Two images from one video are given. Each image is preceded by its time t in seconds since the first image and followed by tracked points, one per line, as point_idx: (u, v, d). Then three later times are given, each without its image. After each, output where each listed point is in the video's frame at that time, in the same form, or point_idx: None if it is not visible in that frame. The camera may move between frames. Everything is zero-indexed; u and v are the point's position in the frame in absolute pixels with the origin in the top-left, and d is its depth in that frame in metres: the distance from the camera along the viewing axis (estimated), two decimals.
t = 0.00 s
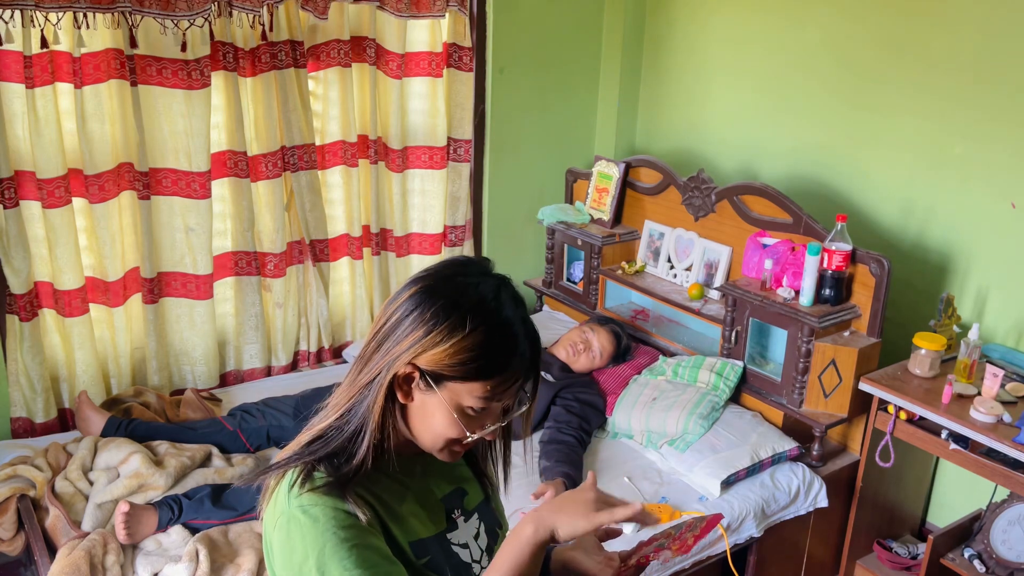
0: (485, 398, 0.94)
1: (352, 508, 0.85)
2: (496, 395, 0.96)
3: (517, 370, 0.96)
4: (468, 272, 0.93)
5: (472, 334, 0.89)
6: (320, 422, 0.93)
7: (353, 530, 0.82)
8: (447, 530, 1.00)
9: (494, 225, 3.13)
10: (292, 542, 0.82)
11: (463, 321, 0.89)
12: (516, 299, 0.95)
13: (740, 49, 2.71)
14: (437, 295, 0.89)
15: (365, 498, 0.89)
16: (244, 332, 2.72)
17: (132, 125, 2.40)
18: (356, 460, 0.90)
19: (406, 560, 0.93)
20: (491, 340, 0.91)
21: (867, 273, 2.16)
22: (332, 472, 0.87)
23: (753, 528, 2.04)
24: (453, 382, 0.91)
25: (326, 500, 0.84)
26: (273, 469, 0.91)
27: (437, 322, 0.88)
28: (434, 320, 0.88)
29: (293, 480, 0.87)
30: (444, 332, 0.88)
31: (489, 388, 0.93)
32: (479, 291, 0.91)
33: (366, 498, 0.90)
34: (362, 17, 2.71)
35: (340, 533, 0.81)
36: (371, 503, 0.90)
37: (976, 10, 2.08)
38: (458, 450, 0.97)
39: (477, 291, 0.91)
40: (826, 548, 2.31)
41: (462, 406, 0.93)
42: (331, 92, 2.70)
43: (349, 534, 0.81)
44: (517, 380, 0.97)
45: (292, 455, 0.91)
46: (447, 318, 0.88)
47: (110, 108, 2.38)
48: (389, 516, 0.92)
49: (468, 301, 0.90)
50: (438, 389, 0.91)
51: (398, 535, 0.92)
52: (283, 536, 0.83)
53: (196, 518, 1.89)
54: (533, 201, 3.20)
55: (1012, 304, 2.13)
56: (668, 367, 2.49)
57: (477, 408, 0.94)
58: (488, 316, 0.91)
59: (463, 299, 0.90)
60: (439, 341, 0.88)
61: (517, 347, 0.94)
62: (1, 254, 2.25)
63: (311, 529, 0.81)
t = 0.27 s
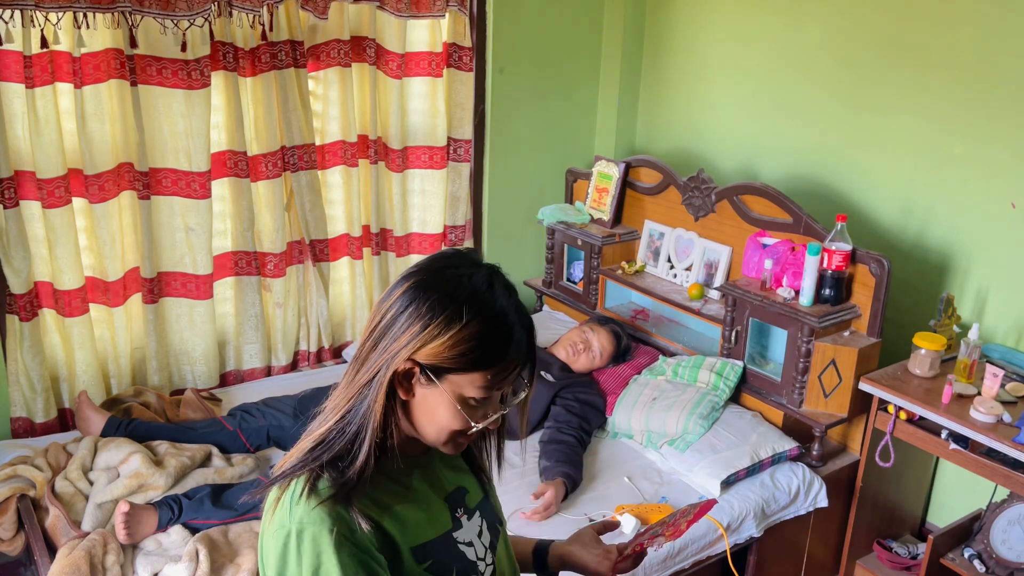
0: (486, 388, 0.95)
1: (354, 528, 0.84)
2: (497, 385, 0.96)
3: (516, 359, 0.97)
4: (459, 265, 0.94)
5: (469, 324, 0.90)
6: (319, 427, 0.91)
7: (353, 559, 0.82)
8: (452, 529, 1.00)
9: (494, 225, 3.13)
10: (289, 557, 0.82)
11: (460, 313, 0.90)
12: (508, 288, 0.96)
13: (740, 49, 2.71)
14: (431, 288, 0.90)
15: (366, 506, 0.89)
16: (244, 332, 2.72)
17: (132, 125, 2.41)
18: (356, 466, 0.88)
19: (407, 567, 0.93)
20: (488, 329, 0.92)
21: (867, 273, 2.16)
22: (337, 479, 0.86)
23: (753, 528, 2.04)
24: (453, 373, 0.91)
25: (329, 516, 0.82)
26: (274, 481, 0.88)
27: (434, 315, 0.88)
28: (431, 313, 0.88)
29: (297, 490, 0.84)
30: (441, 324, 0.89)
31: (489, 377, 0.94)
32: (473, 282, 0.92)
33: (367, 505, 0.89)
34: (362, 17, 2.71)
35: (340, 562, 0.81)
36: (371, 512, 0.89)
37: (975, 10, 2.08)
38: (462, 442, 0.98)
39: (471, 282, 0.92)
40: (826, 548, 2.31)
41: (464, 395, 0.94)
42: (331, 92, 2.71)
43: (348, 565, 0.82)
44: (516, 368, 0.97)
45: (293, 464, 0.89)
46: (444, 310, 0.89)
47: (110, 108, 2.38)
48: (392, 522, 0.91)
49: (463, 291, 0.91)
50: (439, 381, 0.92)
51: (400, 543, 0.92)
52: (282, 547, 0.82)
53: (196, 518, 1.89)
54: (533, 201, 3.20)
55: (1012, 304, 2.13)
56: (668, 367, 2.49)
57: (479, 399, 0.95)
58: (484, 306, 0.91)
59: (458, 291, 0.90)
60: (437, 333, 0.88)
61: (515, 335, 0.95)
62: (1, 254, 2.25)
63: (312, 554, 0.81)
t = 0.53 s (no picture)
0: (488, 386, 0.95)
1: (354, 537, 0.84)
2: (497, 382, 0.97)
3: (515, 356, 0.97)
4: (454, 265, 0.93)
5: (469, 326, 0.90)
6: (320, 434, 0.91)
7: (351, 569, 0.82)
8: (455, 535, 1.00)
9: (494, 225, 3.13)
10: (289, 566, 0.82)
11: (460, 315, 0.89)
12: (504, 284, 0.95)
13: (740, 49, 2.71)
14: (428, 293, 0.89)
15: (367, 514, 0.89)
16: (244, 332, 2.72)
17: (132, 125, 2.41)
18: (358, 474, 0.88)
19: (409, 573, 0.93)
20: (488, 330, 0.92)
21: (867, 273, 2.16)
22: (338, 486, 0.86)
23: (753, 529, 2.04)
24: (455, 375, 0.92)
25: (329, 526, 0.82)
26: (274, 489, 0.88)
27: (433, 319, 0.88)
28: (430, 318, 0.88)
29: (297, 499, 0.85)
30: (441, 328, 0.88)
31: (491, 376, 0.95)
32: (470, 283, 0.91)
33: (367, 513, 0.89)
34: (362, 17, 2.71)
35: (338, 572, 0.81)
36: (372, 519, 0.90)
37: (976, 10, 2.08)
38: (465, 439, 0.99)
39: (468, 283, 0.91)
40: (826, 549, 2.31)
41: (466, 394, 0.94)
42: (331, 92, 2.70)
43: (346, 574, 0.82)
44: (516, 364, 0.98)
45: (295, 473, 0.88)
46: (443, 314, 0.88)
47: (110, 108, 2.38)
48: (391, 530, 0.91)
49: (461, 294, 0.90)
50: (440, 384, 0.92)
51: (400, 551, 0.92)
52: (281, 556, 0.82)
53: (196, 518, 1.90)
54: (533, 201, 3.20)
55: (1012, 304, 2.13)
56: (668, 367, 2.49)
57: (480, 398, 0.96)
58: (483, 307, 0.91)
59: (457, 293, 0.90)
60: (437, 338, 0.88)
61: (515, 334, 0.95)
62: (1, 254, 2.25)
63: (310, 563, 0.81)
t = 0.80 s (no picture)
0: (485, 388, 0.95)
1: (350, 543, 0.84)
2: (494, 382, 0.96)
3: (512, 354, 0.96)
4: (443, 266, 0.93)
5: (461, 326, 0.89)
6: (319, 440, 0.91)
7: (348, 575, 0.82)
8: (454, 541, 1.00)
9: (494, 225, 3.13)
10: (286, 571, 0.82)
11: (451, 316, 0.89)
12: (495, 281, 0.95)
13: (740, 49, 2.71)
14: (417, 295, 0.89)
15: (365, 519, 0.89)
16: (244, 332, 2.72)
17: (132, 125, 2.41)
18: (357, 479, 0.89)
19: None
20: (481, 331, 0.91)
21: (867, 273, 2.16)
22: (336, 492, 0.86)
23: (753, 529, 2.04)
24: (450, 377, 0.91)
25: (327, 531, 0.83)
26: (272, 493, 0.89)
27: (424, 322, 0.88)
28: (421, 321, 0.88)
29: (295, 503, 0.85)
30: (432, 330, 0.88)
31: (487, 377, 0.94)
32: (459, 284, 0.91)
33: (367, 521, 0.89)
34: (362, 17, 2.71)
35: None
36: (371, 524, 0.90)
37: (975, 10, 2.08)
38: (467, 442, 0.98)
39: (457, 283, 0.91)
40: (826, 549, 2.32)
41: (463, 396, 0.93)
42: (331, 92, 2.70)
43: None
44: (513, 362, 0.97)
45: (293, 478, 0.89)
46: (434, 316, 0.88)
47: (110, 108, 2.38)
48: (390, 538, 0.91)
49: (451, 294, 0.90)
50: (437, 387, 0.92)
51: (398, 559, 0.92)
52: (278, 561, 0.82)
53: (196, 518, 1.90)
54: (533, 201, 3.20)
55: (1012, 304, 2.13)
56: (668, 367, 2.49)
57: (478, 398, 0.95)
58: (474, 306, 0.91)
59: (447, 294, 0.90)
60: (428, 340, 0.88)
61: (509, 333, 0.95)
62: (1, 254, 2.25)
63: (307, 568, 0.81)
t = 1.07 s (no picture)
0: (476, 394, 0.94)
1: (346, 542, 0.85)
2: (486, 390, 0.96)
3: (505, 361, 0.96)
4: (441, 270, 0.93)
5: (454, 331, 0.89)
6: (310, 441, 0.91)
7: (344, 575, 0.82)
8: (448, 542, 1.00)
9: (494, 225, 3.13)
10: (281, 572, 0.82)
11: (445, 321, 0.89)
12: (492, 288, 0.95)
13: (740, 49, 2.71)
14: (412, 298, 0.89)
15: (360, 519, 0.89)
16: (244, 332, 2.72)
17: (133, 125, 2.41)
18: (351, 480, 0.88)
19: None
20: (475, 336, 0.91)
21: (867, 273, 2.16)
22: (329, 492, 0.86)
23: (753, 529, 2.04)
24: (441, 383, 0.91)
25: (322, 532, 0.83)
26: (265, 494, 0.89)
27: (417, 325, 0.88)
28: (414, 324, 0.88)
29: (289, 505, 0.85)
30: (425, 334, 0.88)
31: (478, 384, 0.94)
32: (455, 289, 0.91)
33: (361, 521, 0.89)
34: (362, 17, 2.71)
35: None
36: (365, 524, 0.90)
37: (976, 9, 2.08)
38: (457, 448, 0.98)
39: (453, 288, 0.91)
40: (826, 549, 2.31)
41: (454, 402, 0.93)
42: (331, 92, 2.71)
43: None
44: (506, 369, 0.97)
45: (285, 479, 0.89)
46: (427, 319, 0.88)
47: (110, 108, 2.38)
48: (382, 539, 0.91)
49: (445, 299, 0.90)
50: (429, 392, 0.92)
51: (390, 560, 0.92)
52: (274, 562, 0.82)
53: (196, 518, 1.90)
54: (533, 201, 3.20)
55: (1012, 304, 2.13)
56: (668, 367, 2.49)
57: (470, 405, 0.95)
58: (469, 311, 0.91)
59: (442, 298, 0.90)
60: (421, 344, 0.88)
61: (503, 341, 0.94)
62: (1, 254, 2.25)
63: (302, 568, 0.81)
